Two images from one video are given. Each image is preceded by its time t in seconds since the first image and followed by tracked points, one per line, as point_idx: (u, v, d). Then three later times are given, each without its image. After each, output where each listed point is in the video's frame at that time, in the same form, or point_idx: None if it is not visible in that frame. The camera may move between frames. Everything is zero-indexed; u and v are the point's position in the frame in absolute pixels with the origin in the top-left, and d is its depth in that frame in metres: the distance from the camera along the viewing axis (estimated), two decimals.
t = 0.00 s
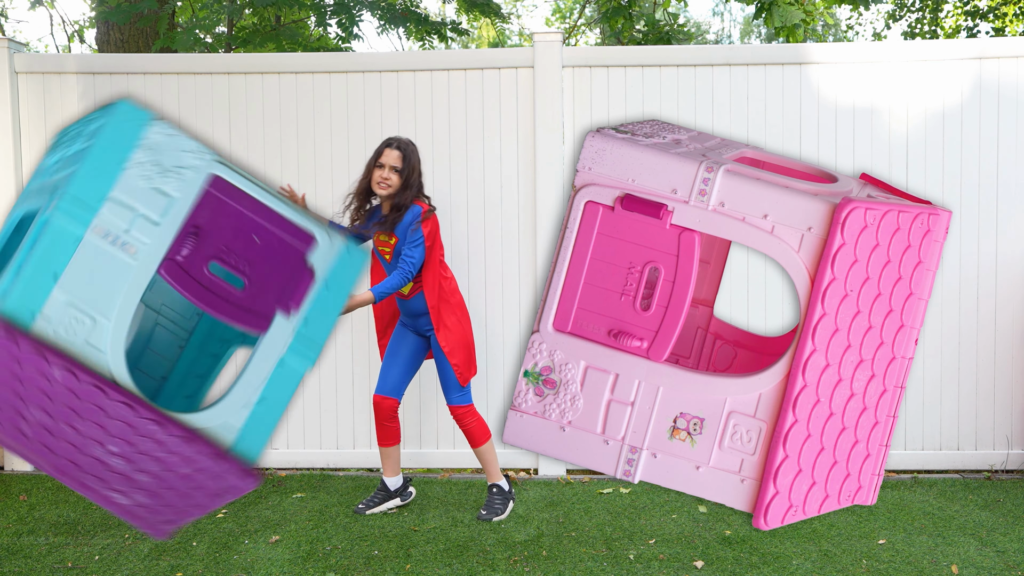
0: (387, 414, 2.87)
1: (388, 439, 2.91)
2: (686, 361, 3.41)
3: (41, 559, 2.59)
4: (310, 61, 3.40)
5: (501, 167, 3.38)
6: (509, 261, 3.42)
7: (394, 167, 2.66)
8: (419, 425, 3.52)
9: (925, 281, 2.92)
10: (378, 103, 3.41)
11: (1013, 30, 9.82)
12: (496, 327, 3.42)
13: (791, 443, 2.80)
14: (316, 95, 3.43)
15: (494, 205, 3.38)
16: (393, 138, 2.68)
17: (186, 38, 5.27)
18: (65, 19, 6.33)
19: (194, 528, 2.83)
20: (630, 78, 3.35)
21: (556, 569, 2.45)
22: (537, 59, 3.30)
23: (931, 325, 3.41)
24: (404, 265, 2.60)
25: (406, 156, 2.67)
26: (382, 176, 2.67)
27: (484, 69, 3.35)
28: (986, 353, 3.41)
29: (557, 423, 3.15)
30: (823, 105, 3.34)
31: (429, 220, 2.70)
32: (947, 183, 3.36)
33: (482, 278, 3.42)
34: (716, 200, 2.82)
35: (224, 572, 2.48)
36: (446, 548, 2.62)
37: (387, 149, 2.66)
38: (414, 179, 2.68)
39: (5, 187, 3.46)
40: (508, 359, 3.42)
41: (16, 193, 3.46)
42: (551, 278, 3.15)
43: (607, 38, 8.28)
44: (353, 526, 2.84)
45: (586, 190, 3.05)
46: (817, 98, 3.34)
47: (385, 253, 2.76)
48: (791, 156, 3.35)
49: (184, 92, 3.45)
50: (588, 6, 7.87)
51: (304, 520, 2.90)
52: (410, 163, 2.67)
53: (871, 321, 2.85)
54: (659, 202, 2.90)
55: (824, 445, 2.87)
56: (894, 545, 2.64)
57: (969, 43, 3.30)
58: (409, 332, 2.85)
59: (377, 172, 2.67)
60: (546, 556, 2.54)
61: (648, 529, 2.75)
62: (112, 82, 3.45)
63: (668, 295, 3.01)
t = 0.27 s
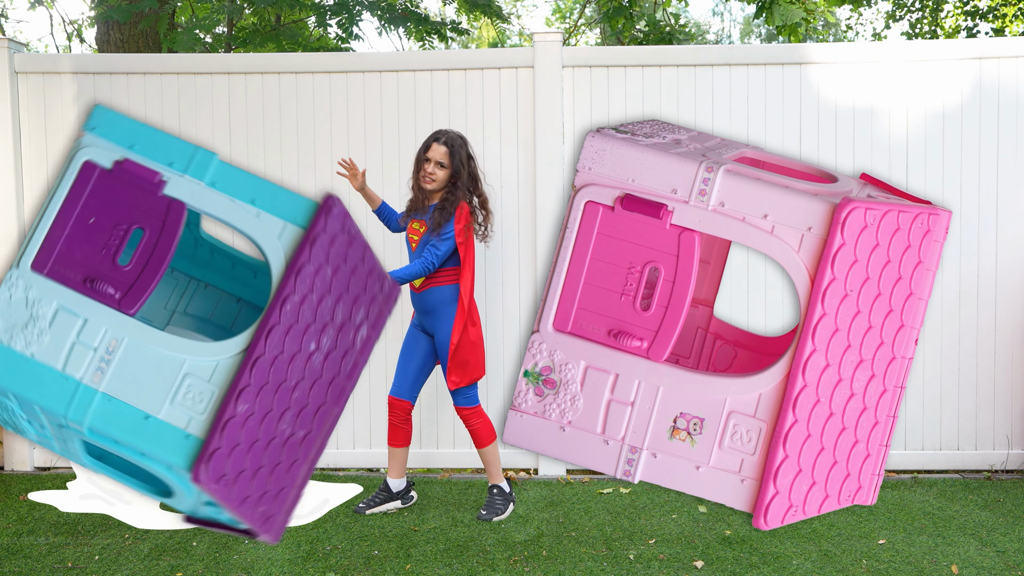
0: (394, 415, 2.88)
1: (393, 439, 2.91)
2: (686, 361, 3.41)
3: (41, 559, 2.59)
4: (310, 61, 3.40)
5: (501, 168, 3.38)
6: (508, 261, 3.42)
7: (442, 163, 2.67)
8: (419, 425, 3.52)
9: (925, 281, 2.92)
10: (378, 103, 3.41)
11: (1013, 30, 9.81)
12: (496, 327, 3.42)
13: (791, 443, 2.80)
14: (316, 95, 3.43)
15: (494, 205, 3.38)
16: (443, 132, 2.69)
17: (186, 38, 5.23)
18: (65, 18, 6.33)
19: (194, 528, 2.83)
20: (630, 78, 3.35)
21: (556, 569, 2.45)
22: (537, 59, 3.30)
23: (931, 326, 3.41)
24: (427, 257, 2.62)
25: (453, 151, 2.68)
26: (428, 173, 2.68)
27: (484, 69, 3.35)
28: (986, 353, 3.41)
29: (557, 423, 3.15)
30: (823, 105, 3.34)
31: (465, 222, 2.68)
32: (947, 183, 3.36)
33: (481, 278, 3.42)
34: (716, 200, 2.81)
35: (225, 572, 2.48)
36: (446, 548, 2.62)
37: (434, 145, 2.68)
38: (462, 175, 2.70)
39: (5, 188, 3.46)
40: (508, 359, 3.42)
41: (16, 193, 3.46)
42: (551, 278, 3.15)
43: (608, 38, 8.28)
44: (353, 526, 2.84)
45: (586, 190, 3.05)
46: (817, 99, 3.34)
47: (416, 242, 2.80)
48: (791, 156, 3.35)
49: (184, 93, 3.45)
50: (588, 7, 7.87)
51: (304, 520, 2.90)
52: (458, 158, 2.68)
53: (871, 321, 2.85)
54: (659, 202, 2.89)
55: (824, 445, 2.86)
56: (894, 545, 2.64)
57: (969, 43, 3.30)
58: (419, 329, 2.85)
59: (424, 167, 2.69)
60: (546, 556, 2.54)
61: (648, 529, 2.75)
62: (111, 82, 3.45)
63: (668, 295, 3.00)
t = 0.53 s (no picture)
0: (396, 415, 2.85)
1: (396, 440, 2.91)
2: (686, 361, 3.37)
3: (41, 559, 2.59)
4: (311, 61, 3.40)
5: (501, 168, 3.38)
6: (508, 261, 3.42)
7: (455, 161, 2.74)
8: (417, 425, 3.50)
9: (925, 281, 2.93)
10: (378, 103, 3.41)
11: (1013, 30, 9.81)
12: (496, 327, 3.43)
13: (791, 443, 2.79)
14: (316, 95, 3.43)
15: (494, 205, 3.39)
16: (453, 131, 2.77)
17: (186, 38, 5.24)
18: (65, 19, 6.33)
19: (194, 528, 2.83)
20: (630, 78, 3.35)
21: (556, 569, 2.45)
22: (537, 59, 3.30)
23: (931, 326, 3.41)
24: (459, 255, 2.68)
25: (464, 149, 2.75)
26: (439, 170, 2.75)
27: (484, 69, 3.35)
28: (986, 353, 3.41)
29: (557, 423, 3.14)
30: (823, 105, 3.34)
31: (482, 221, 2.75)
32: (947, 183, 3.36)
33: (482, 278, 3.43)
34: (716, 200, 2.81)
35: (225, 572, 2.48)
36: (446, 548, 2.62)
37: (446, 143, 2.75)
38: (473, 173, 2.76)
39: (5, 187, 3.46)
40: (510, 359, 3.44)
41: (16, 193, 3.46)
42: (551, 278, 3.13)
43: (607, 39, 8.27)
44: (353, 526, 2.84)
45: (586, 190, 3.03)
46: (817, 99, 3.34)
47: (422, 236, 2.79)
48: (791, 156, 3.35)
49: (184, 93, 3.46)
50: (587, 7, 7.87)
51: (304, 520, 2.90)
52: (469, 157, 2.76)
53: (870, 321, 2.85)
54: (659, 202, 2.90)
55: (824, 445, 2.86)
56: (894, 545, 2.64)
57: (968, 43, 3.30)
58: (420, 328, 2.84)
59: (435, 165, 2.75)
60: (546, 556, 2.54)
61: (648, 529, 2.75)
62: (111, 82, 3.46)
63: (668, 295, 3.00)
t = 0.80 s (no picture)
0: (400, 416, 2.87)
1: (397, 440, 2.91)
2: (686, 360, 3.43)
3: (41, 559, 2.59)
4: (310, 61, 3.40)
5: (502, 168, 3.38)
6: (508, 261, 3.42)
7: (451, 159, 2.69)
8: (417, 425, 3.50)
9: (925, 281, 2.93)
10: (378, 103, 3.41)
11: (1013, 30, 9.81)
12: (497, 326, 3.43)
13: (790, 443, 2.79)
14: (316, 95, 3.43)
15: (494, 206, 3.39)
16: (445, 132, 2.70)
17: (185, 38, 5.26)
18: (65, 19, 6.33)
19: (194, 528, 2.83)
20: (630, 78, 3.35)
21: (556, 569, 2.45)
22: (537, 59, 3.30)
23: (931, 326, 3.41)
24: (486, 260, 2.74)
25: (459, 148, 2.70)
26: (437, 174, 2.68)
27: (484, 69, 3.35)
28: (986, 353, 3.41)
29: (557, 423, 3.14)
30: (823, 105, 3.34)
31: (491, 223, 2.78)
32: (947, 183, 3.36)
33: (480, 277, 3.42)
34: (716, 200, 2.81)
35: (225, 572, 2.48)
36: (446, 548, 2.62)
37: (441, 146, 2.67)
38: (471, 171, 2.73)
39: (5, 187, 3.45)
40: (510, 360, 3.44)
41: (16, 193, 3.46)
42: (551, 278, 3.14)
43: (607, 39, 8.28)
44: (353, 526, 2.84)
45: (586, 190, 3.04)
46: (817, 99, 3.34)
47: (429, 238, 2.73)
48: (791, 156, 3.35)
49: (184, 93, 3.46)
50: (587, 7, 7.87)
51: (304, 520, 2.90)
52: (465, 156, 2.71)
53: (870, 321, 2.85)
54: (659, 202, 2.90)
55: (824, 445, 2.86)
56: (894, 545, 2.64)
57: (969, 43, 3.30)
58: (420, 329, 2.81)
59: (433, 168, 2.67)
60: (546, 556, 2.54)
61: (648, 529, 2.75)
62: (112, 82, 3.46)
63: (668, 295, 2.98)
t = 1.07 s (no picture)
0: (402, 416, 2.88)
1: (399, 440, 2.91)
2: (686, 360, 3.47)
3: (41, 559, 2.59)
4: (310, 61, 3.40)
5: (502, 167, 3.38)
6: (508, 261, 3.42)
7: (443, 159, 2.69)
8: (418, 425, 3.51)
9: (925, 281, 2.93)
10: (378, 103, 3.41)
11: (1013, 30, 9.81)
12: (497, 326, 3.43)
13: (791, 443, 2.79)
14: (316, 95, 3.43)
15: (494, 206, 3.39)
16: (434, 133, 2.69)
17: (185, 38, 5.26)
18: (65, 19, 6.33)
19: (194, 528, 2.83)
20: (630, 78, 3.35)
21: (556, 569, 2.45)
22: (537, 59, 3.30)
23: (931, 326, 3.41)
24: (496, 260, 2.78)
25: (451, 149, 2.69)
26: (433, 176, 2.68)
27: (484, 69, 3.35)
28: (986, 354, 3.41)
29: (557, 423, 3.14)
30: (823, 105, 3.34)
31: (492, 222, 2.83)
32: (947, 183, 3.36)
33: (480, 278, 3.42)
34: (716, 200, 2.81)
35: (225, 572, 2.48)
36: (446, 548, 2.62)
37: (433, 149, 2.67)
38: (465, 169, 2.74)
39: (5, 187, 3.45)
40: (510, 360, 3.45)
41: (16, 193, 3.45)
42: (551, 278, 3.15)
43: (607, 39, 8.28)
44: (353, 526, 2.84)
45: (586, 190, 3.05)
46: (817, 99, 3.34)
47: (435, 239, 2.73)
48: (791, 156, 3.35)
49: (184, 92, 3.46)
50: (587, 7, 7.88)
51: (304, 520, 2.90)
52: (457, 154, 2.70)
53: (870, 321, 2.85)
54: (659, 202, 2.90)
55: (824, 445, 2.86)
56: (894, 545, 2.64)
57: (968, 43, 3.30)
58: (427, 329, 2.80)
59: (429, 171, 2.68)
60: (546, 556, 2.54)
61: (648, 529, 2.75)
62: (112, 82, 3.46)
63: (668, 295, 2.98)
